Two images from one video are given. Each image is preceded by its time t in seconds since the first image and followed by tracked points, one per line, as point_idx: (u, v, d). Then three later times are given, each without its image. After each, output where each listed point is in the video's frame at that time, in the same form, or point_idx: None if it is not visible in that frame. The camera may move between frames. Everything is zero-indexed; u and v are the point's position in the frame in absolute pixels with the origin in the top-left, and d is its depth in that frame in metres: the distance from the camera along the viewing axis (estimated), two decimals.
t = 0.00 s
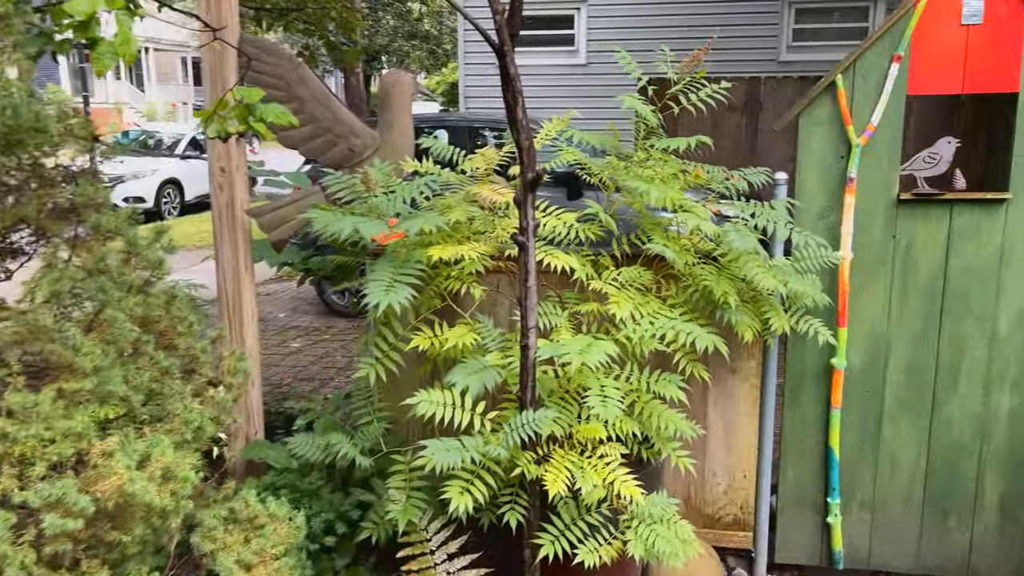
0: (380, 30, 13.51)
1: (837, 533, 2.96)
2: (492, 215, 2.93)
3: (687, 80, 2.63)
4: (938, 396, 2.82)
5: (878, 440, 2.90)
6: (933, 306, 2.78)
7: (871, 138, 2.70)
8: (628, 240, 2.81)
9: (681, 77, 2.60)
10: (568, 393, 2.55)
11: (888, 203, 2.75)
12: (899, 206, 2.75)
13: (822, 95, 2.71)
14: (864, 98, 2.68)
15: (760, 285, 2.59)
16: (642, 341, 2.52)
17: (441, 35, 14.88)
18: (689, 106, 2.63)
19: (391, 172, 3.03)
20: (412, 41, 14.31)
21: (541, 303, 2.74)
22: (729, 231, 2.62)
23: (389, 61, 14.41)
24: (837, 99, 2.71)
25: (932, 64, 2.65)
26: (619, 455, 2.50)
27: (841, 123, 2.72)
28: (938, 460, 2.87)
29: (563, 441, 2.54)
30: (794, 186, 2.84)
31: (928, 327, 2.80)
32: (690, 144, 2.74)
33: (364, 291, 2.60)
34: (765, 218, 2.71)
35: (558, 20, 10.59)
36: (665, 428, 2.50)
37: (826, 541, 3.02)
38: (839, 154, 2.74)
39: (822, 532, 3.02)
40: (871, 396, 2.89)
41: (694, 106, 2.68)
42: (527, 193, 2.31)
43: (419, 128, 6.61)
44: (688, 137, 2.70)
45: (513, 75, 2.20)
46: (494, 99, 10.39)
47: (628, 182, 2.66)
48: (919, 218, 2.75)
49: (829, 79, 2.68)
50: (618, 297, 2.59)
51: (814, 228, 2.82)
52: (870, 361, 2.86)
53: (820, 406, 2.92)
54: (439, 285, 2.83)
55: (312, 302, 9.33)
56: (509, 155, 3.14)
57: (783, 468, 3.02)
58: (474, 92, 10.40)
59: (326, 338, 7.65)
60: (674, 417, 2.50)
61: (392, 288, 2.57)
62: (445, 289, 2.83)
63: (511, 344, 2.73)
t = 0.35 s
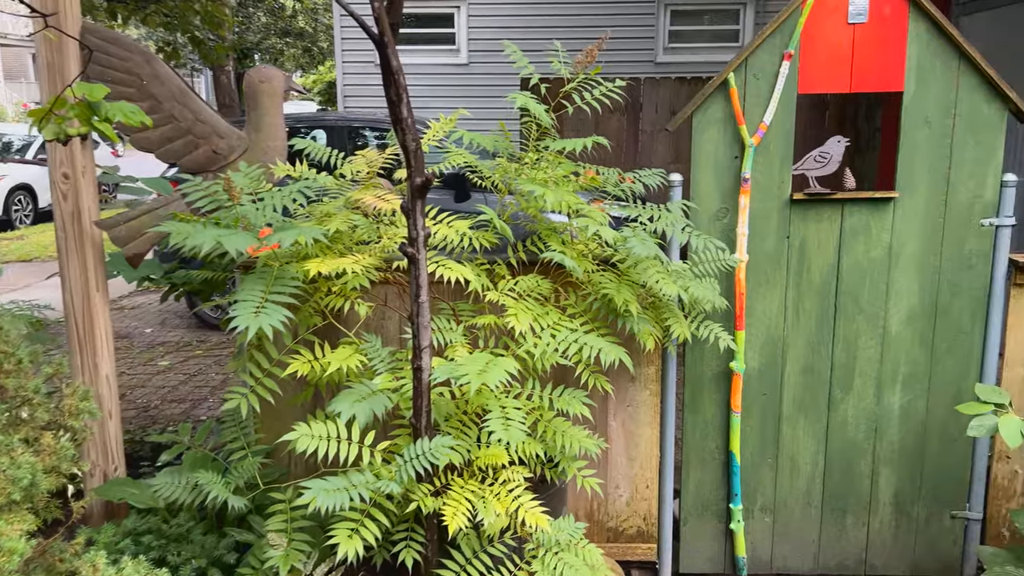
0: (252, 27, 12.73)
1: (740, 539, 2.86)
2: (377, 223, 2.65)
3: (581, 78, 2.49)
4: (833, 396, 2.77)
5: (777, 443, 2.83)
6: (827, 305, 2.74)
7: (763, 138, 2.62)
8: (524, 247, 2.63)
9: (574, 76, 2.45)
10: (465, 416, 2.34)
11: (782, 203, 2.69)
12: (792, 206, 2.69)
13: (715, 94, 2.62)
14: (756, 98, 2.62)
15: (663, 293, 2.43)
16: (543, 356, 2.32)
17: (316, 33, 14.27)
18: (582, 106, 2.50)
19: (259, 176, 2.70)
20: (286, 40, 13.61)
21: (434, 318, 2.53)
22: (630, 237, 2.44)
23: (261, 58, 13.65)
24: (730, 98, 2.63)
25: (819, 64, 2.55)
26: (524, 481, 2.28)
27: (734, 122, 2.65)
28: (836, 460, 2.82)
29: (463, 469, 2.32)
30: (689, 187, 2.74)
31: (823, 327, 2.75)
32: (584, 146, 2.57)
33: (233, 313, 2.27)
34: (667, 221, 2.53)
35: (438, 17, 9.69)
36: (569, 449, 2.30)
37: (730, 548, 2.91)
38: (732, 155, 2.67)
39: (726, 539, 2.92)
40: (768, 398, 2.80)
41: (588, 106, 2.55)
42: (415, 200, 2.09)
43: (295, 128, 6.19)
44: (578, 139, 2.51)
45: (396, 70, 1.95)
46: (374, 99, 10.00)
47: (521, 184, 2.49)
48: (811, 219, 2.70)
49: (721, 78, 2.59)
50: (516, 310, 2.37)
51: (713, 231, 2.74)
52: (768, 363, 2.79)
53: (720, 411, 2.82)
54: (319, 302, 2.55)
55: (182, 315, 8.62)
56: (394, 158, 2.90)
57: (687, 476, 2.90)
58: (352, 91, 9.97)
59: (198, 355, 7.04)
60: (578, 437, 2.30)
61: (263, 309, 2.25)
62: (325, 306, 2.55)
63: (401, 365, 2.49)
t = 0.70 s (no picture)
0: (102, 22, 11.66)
1: (650, 561, 2.72)
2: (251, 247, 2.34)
3: (477, 84, 2.30)
4: (738, 409, 2.71)
5: (684, 459, 2.73)
6: (729, 317, 2.66)
7: (663, 146, 2.51)
8: (420, 266, 2.41)
9: (469, 81, 2.24)
10: (360, 461, 2.10)
11: (682, 213, 2.59)
12: (693, 217, 2.59)
13: (612, 101, 2.49)
14: (654, 104, 2.51)
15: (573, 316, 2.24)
16: (447, 391, 2.07)
17: (175, 30, 13.30)
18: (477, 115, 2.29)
19: (107, 198, 2.32)
20: (140, 36, 12.60)
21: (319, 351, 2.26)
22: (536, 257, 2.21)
23: (113, 56, 12.55)
24: (629, 104, 2.50)
25: (716, 70, 2.48)
26: (429, 530, 2.03)
27: (633, 131, 2.52)
28: (742, 474, 2.75)
29: (360, 524, 2.08)
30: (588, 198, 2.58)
31: (726, 339, 2.68)
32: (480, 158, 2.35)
33: (78, 360, 1.89)
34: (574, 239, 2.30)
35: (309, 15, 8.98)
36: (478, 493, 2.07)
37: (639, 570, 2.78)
38: (631, 164, 2.54)
39: (635, 561, 2.79)
40: (674, 413, 2.70)
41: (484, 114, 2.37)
42: (296, 224, 1.83)
43: (155, 134, 5.64)
44: (477, 150, 2.29)
45: (270, 75, 1.69)
46: (241, 100, 9.37)
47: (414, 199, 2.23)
48: (711, 229, 2.61)
49: (619, 84, 2.46)
50: (414, 340, 2.10)
51: (614, 244, 2.60)
52: (672, 377, 2.68)
53: (626, 430, 2.69)
54: (183, 342, 2.23)
55: (29, 338, 7.73)
56: (270, 171, 2.59)
57: (594, 500, 2.74)
58: (216, 92, 9.30)
59: (48, 383, 6.30)
60: (488, 478, 2.08)
61: (117, 357, 1.89)
62: (192, 346, 2.23)
63: (285, 409, 2.19)
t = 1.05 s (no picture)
0: None
1: None
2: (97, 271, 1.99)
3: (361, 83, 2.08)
4: (637, 421, 2.60)
5: (587, 476, 2.59)
6: (628, 326, 2.53)
7: (558, 150, 2.30)
8: (298, 284, 2.12)
9: (352, 79, 2.02)
10: (240, 514, 1.84)
11: (578, 219, 2.40)
12: (589, 223, 2.41)
13: (502, 102, 2.26)
14: (547, 106, 2.31)
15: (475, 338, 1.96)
16: (338, 430, 1.82)
17: None
18: (354, 117, 2.00)
19: None
20: None
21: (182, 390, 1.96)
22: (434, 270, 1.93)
23: None
24: (521, 105, 2.28)
25: (608, 70, 2.34)
26: None
27: (526, 133, 2.30)
28: (646, 486, 2.66)
29: None
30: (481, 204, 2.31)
31: (626, 350, 2.55)
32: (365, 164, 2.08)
33: None
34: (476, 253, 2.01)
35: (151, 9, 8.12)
36: (374, 542, 1.85)
37: None
38: (525, 169, 2.31)
39: None
40: (575, 428, 2.55)
41: (368, 114, 2.14)
42: (151, 248, 1.53)
43: None
44: (360, 153, 2.04)
45: (114, 68, 1.40)
46: (79, 101, 8.47)
47: (291, 210, 1.96)
48: (609, 235, 2.45)
49: (510, 82, 2.23)
50: (296, 372, 1.82)
51: (510, 254, 2.37)
52: (572, 392, 2.53)
53: (526, 451, 2.51)
54: (13, 389, 1.86)
55: None
56: (114, 182, 2.23)
57: (494, 527, 2.55)
58: (49, 91, 8.33)
59: None
60: (386, 524, 1.86)
61: None
62: (25, 394, 1.87)
63: (146, 459, 1.88)
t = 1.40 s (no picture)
0: None
1: None
2: None
3: (231, 75, 1.81)
4: (546, 436, 2.46)
5: (494, 497, 2.42)
6: (534, 336, 2.38)
7: (456, 149, 2.12)
8: (162, 303, 1.81)
9: (221, 71, 1.75)
10: None
11: (480, 223, 2.23)
12: (490, 227, 2.25)
13: (393, 97, 2.04)
14: (442, 101, 2.11)
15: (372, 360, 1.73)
16: (216, 475, 1.55)
17: None
18: (224, 113, 1.72)
19: None
20: None
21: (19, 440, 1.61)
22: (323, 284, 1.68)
23: None
24: (413, 100, 2.07)
25: (507, 63, 2.17)
26: None
27: (420, 132, 2.09)
28: (556, 501, 2.52)
29: None
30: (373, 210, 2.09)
31: (532, 361, 2.40)
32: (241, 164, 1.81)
33: None
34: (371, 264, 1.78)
35: None
36: None
37: None
38: (421, 169, 2.11)
39: None
40: (481, 446, 2.37)
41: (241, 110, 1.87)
42: None
43: None
44: (232, 154, 1.76)
45: None
46: None
47: (152, 221, 1.66)
48: (511, 241, 2.29)
49: (401, 75, 2.02)
50: (161, 411, 1.53)
51: (407, 262, 2.16)
52: (477, 409, 2.35)
53: (430, 475, 2.31)
54: None
55: None
56: None
57: (396, 559, 2.33)
58: None
59: None
60: None
61: None
62: None
63: None
